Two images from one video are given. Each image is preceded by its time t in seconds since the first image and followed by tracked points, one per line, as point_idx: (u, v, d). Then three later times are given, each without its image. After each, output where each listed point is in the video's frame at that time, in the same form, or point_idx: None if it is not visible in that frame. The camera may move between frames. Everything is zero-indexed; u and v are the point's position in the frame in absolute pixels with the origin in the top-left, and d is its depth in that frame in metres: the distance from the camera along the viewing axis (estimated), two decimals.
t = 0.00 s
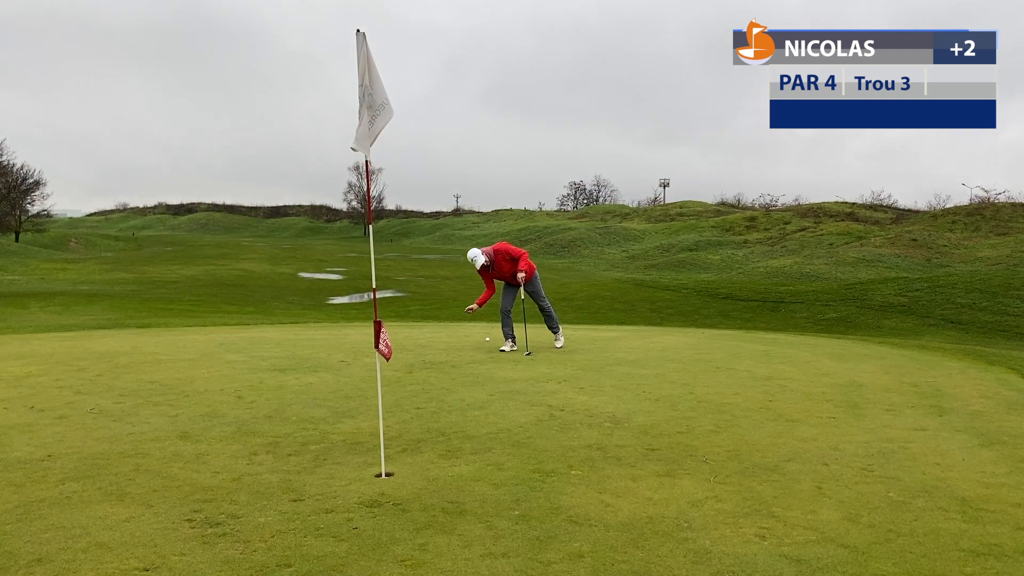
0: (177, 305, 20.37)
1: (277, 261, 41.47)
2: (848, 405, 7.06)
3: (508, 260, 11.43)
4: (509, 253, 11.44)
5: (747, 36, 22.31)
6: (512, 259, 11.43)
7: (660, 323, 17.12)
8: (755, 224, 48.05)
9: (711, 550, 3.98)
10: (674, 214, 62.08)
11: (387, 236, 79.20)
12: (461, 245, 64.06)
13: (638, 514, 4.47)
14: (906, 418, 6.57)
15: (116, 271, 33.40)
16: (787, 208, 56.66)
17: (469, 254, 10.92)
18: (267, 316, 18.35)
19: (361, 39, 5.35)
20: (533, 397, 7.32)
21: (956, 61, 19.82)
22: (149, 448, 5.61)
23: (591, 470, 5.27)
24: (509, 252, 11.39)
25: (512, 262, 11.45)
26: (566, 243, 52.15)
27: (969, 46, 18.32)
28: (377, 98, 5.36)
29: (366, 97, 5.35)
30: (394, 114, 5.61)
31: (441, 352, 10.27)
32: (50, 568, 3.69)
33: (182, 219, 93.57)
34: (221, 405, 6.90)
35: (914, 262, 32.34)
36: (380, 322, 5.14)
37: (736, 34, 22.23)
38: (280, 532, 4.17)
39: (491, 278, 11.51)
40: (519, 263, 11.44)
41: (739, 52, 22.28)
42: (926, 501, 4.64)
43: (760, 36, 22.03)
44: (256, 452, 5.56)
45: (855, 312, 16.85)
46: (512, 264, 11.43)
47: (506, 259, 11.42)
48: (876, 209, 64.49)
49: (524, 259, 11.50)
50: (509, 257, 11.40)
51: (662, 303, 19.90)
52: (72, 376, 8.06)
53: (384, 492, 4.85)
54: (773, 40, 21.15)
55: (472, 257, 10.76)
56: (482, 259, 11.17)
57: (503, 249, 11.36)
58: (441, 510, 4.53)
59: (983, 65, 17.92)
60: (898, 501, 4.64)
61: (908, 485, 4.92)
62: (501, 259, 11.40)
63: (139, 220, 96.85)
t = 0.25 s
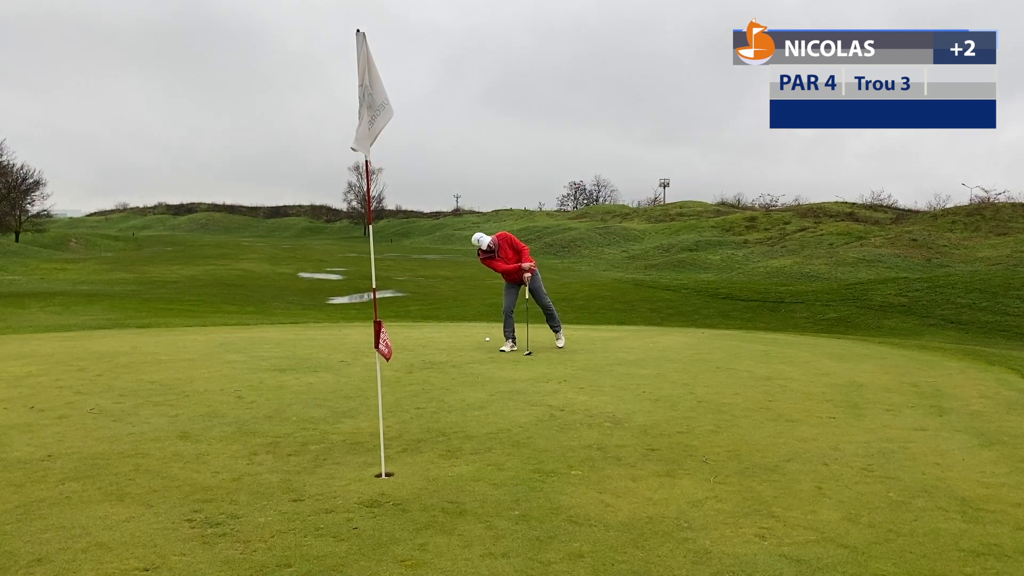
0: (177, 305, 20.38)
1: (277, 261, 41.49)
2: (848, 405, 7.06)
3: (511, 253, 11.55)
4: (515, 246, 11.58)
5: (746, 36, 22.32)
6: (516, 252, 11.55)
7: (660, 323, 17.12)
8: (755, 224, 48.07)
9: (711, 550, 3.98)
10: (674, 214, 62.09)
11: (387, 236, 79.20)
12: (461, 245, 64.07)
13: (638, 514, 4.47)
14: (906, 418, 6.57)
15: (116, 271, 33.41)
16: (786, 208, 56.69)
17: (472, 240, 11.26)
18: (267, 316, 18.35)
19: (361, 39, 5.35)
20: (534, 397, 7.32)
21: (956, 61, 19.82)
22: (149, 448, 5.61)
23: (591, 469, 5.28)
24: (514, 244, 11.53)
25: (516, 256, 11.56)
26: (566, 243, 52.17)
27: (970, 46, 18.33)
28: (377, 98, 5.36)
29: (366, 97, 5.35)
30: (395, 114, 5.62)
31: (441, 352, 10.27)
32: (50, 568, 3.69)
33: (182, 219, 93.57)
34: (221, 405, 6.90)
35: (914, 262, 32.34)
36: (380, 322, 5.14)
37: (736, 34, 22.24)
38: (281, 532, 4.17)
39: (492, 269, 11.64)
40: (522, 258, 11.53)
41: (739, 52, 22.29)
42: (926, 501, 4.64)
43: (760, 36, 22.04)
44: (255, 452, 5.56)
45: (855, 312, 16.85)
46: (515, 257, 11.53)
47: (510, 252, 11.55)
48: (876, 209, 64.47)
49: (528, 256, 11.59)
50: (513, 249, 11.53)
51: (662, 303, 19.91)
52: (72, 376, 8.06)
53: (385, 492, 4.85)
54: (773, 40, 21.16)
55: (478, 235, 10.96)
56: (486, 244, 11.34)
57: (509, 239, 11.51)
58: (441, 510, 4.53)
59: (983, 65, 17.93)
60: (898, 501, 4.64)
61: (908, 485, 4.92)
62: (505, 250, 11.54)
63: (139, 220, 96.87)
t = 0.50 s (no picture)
0: (177, 306, 20.38)
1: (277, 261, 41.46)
2: (848, 405, 7.06)
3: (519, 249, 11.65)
4: (524, 242, 11.70)
5: (746, 36, 22.33)
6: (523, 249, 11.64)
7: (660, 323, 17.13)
8: (755, 224, 48.06)
9: (711, 550, 3.99)
10: (673, 214, 62.09)
11: (387, 236, 79.20)
12: (461, 245, 64.08)
13: (638, 514, 4.47)
14: (906, 418, 6.57)
15: (116, 271, 33.40)
16: (786, 208, 56.68)
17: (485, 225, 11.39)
18: (267, 316, 18.34)
19: (361, 39, 5.35)
20: (534, 397, 7.32)
21: (956, 61, 19.81)
22: (148, 448, 5.61)
23: (591, 470, 5.28)
24: (523, 240, 11.64)
25: (523, 253, 11.64)
26: (566, 243, 52.17)
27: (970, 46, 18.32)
28: (377, 98, 5.36)
29: (366, 97, 5.35)
30: (394, 114, 5.62)
31: (441, 352, 10.27)
32: (50, 568, 3.69)
33: (182, 219, 93.54)
34: (221, 405, 6.90)
35: (914, 262, 32.34)
36: (380, 322, 5.13)
37: (736, 34, 22.23)
38: (281, 532, 4.17)
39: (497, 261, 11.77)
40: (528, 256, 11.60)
41: (739, 52, 22.27)
42: (927, 501, 4.64)
43: (760, 36, 22.03)
44: (256, 452, 5.57)
45: (855, 312, 16.85)
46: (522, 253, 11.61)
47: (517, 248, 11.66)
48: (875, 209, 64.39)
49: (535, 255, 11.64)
50: (521, 244, 11.63)
51: (662, 303, 19.91)
52: (72, 376, 8.06)
53: (385, 492, 4.85)
54: (773, 40, 21.15)
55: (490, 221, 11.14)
56: (495, 234, 11.49)
57: (519, 234, 11.65)
58: (441, 510, 4.53)
59: (983, 65, 17.93)
60: (898, 501, 4.64)
61: (908, 485, 4.92)
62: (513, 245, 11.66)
63: (139, 220, 96.86)
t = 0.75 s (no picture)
0: (177, 305, 20.38)
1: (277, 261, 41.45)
2: (848, 405, 7.06)
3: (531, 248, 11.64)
4: (537, 242, 11.61)
5: (746, 36, 22.33)
6: (535, 248, 11.62)
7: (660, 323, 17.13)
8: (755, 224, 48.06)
9: (711, 550, 3.99)
10: (674, 214, 62.10)
11: (387, 236, 79.23)
12: (461, 245, 64.09)
13: (638, 514, 4.47)
14: (906, 418, 6.57)
15: (116, 271, 33.40)
16: (786, 208, 56.70)
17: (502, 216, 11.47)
18: (267, 316, 18.35)
19: (361, 39, 5.35)
20: (534, 397, 7.32)
21: (956, 61, 19.82)
22: (148, 448, 5.61)
23: (591, 470, 5.28)
24: (537, 239, 11.60)
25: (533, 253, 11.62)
26: (566, 243, 52.18)
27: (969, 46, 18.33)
28: (377, 98, 5.36)
29: (366, 97, 5.35)
30: (394, 114, 5.62)
31: (441, 352, 10.27)
32: (50, 568, 3.69)
33: (182, 219, 93.53)
34: (221, 405, 6.90)
35: (914, 262, 32.34)
36: (380, 322, 5.13)
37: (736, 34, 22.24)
38: (281, 532, 4.17)
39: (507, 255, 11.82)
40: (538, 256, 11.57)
41: (739, 52, 22.28)
42: (926, 501, 4.64)
43: (760, 36, 22.04)
44: (256, 452, 5.57)
45: (855, 312, 16.85)
46: (532, 253, 11.60)
47: (529, 247, 11.65)
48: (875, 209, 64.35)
49: (545, 257, 11.60)
50: (534, 243, 11.60)
51: (662, 302, 19.92)
52: (73, 376, 8.07)
53: (385, 492, 4.85)
54: (773, 40, 21.16)
55: (506, 214, 11.19)
56: (510, 227, 11.53)
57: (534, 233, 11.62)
58: (441, 510, 4.53)
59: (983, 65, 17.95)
60: (898, 501, 4.64)
61: (908, 485, 4.92)
62: (525, 242, 11.66)
63: (139, 220, 96.87)
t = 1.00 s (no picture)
0: (177, 305, 20.37)
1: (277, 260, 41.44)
2: (849, 405, 7.06)
3: (541, 246, 11.67)
4: (548, 241, 11.58)
5: (746, 36, 22.33)
6: (545, 247, 11.62)
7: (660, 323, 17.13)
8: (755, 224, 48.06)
9: (711, 550, 3.98)
10: (674, 214, 62.08)
11: (387, 236, 79.23)
12: (461, 245, 64.06)
13: (638, 514, 4.47)
14: (907, 418, 6.57)
15: (115, 271, 33.39)
16: (786, 208, 56.71)
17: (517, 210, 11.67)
18: (267, 316, 18.33)
19: (361, 39, 5.35)
20: (534, 397, 7.32)
21: (956, 60, 19.81)
22: (148, 448, 5.61)
23: (591, 470, 5.28)
24: (548, 238, 11.59)
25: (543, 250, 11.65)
26: (566, 243, 52.17)
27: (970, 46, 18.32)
28: (376, 98, 5.36)
29: (366, 97, 5.35)
30: (394, 114, 5.62)
31: (441, 352, 10.26)
32: (50, 568, 3.69)
33: (182, 219, 93.49)
34: (220, 405, 6.89)
35: (914, 262, 32.33)
36: (380, 322, 5.13)
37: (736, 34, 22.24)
38: (280, 532, 4.17)
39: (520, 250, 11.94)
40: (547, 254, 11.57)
41: (739, 52, 22.28)
42: (926, 501, 4.64)
43: (760, 36, 22.05)
44: (255, 452, 5.56)
45: (855, 312, 16.84)
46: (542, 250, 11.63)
47: (540, 244, 11.69)
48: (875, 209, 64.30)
49: (554, 256, 11.55)
50: (544, 242, 11.61)
51: (662, 302, 19.91)
52: (72, 376, 8.06)
53: (385, 492, 4.85)
54: (773, 40, 21.17)
55: (519, 208, 11.25)
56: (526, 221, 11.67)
57: (547, 231, 11.60)
58: (441, 510, 4.53)
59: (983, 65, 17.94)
60: (898, 501, 4.64)
61: (908, 486, 4.91)
62: (537, 239, 11.71)
63: (139, 220, 96.85)
